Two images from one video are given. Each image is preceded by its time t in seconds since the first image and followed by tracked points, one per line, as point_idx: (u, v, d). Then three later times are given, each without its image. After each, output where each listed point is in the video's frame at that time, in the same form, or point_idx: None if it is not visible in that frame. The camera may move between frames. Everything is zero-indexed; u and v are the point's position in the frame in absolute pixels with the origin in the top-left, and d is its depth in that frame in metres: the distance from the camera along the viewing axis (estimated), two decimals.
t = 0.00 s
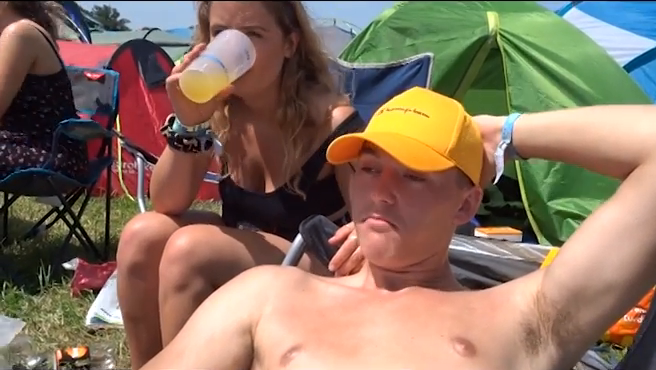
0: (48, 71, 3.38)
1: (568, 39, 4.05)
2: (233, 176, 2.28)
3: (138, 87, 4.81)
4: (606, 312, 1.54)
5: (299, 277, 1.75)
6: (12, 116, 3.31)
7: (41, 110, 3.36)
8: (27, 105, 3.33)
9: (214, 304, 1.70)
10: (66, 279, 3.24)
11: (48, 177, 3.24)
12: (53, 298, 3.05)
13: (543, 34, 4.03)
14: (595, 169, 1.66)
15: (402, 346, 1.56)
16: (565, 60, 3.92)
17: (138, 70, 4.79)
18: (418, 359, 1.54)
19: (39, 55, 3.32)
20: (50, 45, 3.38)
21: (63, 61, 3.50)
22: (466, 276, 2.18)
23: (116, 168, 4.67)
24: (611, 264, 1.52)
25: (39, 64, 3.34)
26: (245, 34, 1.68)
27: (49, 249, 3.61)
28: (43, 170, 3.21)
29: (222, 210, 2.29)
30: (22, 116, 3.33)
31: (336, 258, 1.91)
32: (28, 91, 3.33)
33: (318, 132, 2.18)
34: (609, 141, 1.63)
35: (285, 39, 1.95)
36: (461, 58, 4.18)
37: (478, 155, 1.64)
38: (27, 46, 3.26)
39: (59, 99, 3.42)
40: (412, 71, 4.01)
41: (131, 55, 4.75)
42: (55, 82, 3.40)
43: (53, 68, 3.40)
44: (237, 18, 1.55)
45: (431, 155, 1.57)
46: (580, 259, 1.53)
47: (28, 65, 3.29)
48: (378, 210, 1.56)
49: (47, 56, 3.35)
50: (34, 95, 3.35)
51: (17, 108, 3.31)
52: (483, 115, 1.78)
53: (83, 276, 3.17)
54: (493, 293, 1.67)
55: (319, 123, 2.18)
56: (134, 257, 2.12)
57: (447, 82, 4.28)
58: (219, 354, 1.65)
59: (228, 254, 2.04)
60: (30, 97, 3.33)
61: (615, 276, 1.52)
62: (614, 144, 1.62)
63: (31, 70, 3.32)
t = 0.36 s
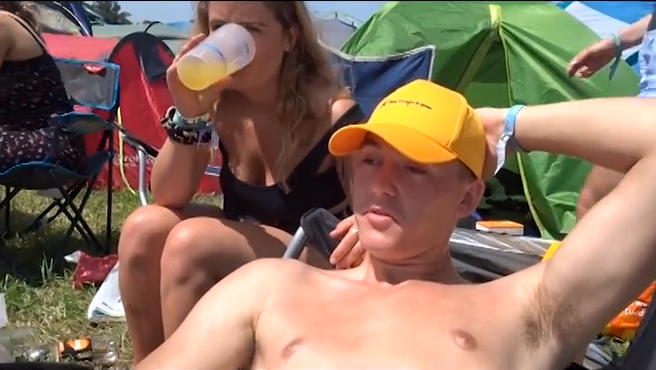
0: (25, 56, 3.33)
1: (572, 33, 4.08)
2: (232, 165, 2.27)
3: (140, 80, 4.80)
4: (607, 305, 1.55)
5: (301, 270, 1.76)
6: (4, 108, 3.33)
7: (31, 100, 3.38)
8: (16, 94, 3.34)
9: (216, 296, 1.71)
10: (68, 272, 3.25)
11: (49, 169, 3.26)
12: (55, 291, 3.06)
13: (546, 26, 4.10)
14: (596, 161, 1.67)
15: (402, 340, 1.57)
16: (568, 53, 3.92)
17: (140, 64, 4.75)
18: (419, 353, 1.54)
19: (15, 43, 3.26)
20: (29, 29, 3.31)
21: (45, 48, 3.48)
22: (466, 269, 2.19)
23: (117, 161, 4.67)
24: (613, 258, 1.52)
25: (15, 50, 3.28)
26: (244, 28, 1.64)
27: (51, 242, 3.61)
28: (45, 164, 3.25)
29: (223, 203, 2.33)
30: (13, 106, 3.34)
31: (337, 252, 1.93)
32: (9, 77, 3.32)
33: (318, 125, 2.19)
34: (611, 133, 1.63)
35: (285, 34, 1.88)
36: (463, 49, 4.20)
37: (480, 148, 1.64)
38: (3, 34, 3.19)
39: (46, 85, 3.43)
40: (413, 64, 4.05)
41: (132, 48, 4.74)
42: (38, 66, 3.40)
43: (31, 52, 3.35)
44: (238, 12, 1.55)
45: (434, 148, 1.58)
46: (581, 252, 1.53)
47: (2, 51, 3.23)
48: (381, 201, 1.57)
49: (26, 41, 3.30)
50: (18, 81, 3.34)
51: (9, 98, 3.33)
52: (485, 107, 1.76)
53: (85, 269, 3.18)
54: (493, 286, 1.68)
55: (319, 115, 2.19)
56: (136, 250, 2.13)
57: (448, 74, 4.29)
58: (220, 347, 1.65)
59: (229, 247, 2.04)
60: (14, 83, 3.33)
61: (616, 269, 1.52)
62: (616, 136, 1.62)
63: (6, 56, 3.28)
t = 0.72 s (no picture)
0: (31, 50, 3.37)
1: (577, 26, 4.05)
2: (234, 160, 2.28)
3: (141, 71, 4.79)
4: (609, 298, 1.55)
5: (303, 263, 1.77)
6: (9, 101, 3.37)
7: (35, 93, 3.40)
8: (21, 86, 3.36)
9: (218, 288, 1.71)
10: (70, 264, 3.26)
11: (51, 162, 3.24)
12: (58, 283, 3.07)
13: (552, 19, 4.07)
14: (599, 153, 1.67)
15: (403, 332, 1.58)
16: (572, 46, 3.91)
17: (140, 55, 4.72)
18: (420, 346, 1.55)
19: (19, 37, 3.30)
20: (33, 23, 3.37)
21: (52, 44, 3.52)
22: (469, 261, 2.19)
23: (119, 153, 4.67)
24: (615, 251, 1.52)
25: (19, 45, 3.32)
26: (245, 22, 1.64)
27: (53, 234, 3.62)
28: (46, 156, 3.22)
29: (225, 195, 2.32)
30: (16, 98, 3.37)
31: (339, 244, 1.92)
32: (13, 70, 3.34)
33: (317, 118, 2.18)
34: (615, 121, 1.63)
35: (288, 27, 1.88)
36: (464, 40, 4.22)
37: (483, 139, 1.64)
38: (6, 27, 3.24)
39: (50, 78, 3.44)
40: (415, 56, 4.01)
41: (132, 41, 4.66)
42: (43, 60, 3.41)
43: (37, 46, 3.39)
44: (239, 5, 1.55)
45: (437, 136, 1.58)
46: (582, 245, 1.54)
47: (5, 44, 3.27)
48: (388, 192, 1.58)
49: (30, 36, 3.34)
50: (23, 74, 3.36)
51: (12, 91, 3.35)
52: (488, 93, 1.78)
53: (87, 261, 3.19)
54: (494, 279, 1.68)
55: (320, 108, 2.18)
56: (138, 242, 2.13)
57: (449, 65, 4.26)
58: (222, 339, 1.66)
59: (231, 239, 2.05)
60: (18, 76, 3.35)
61: (618, 262, 1.52)
62: (619, 125, 1.62)
63: (9, 50, 3.31)
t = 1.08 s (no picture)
0: (44, 48, 3.39)
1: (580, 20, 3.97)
2: (236, 155, 2.26)
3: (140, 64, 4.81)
4: (610, 291, 1.56)
5: (304, 256, 1.77)
6: (13, 95, 3.36)
7: (41, 89, 3.40)
8: (28, 82, 3.37)
9: (219, 282, 1.72)
10: (71, 258, 3.26)
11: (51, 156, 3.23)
12: (59, 277, 3.08)
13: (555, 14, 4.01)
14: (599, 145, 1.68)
15: (404, 325, 1.58)
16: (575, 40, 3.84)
17: (140, 49, 4.75)
18: (421, 338, 1.56)
19: (32, 34, 3.31)
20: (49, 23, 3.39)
21: (63, 40, 3.53)
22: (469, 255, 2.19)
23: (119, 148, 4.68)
24: (617, 244, 1.53)
25: (30, 42, 3.33)
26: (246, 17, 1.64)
27: (54, 228, 3.63)
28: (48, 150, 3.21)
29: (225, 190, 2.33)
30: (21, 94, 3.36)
31: (340, 237, 1.93)
32: (22, 67, 3.35)
33: (318, 111, 2.21)
34: (613, 106, 1.61)
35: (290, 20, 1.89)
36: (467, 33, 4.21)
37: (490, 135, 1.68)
38: (21, 23, 3.25)
39: (58, 77, 3.46)
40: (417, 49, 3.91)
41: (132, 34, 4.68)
42: (54, 59, 3.43)
43: (49, 45, 3.40)
44: None
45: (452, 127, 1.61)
46: (582, 239, 1.54)
47: (17, 39, 3.28)
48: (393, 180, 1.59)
49: (42, 36, 3.35)
50: (31, 71, 3.38)
51: (19, 86, 3.35)
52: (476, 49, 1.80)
53: (88, 255, 3.19)
54: (495, 273, 1.69)
55: (321, 101, 2.21)
56: (139, 236, 2.14)
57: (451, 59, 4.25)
58: (224, 332, 1.67)
59: (232, 233, 2.05)
60: (27, 73, 3.36)
61: (619, 255, 1.53)
62: (619, 110, 1.60)
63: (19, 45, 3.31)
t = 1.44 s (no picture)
0: (62, 46, 3.37)
1: (579, 13, 3.94)
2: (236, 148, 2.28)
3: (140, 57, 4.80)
4: (609, 284, 1.56)
5: (303, 249, 1.78)
6: (23, 88, 3.33)
7: (53, 84, 3.38)
8: (41, 77, 3.35)
9: (219, 276, 1.73)
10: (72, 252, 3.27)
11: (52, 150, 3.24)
12: (60, 271, 3.08)
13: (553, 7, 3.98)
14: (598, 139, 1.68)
15: (404, 316, 1.59)
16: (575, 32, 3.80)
17: (140, 43, 4.74)
18: (421, 329, 1.56)
19: (53, 32, 3.30)
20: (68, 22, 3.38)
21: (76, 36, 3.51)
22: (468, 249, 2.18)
23: (120, 142, 4.68)
24: (617, 238, 1.52)
25: (52, 38, 3.32)
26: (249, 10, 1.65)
27: (55, 221, 3.64)
28: (47, 144, 3.21)
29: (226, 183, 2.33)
30: (29, 88, 3.34)
31: (339, 231, 1.93)
32: (39, 62, 3.32)
33: (320, 104, 2.21)
34: (610, 104, 1.60)
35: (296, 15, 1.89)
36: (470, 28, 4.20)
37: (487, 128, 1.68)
38: (44, 20, 3.22)
39: (71, 75, 3.44)
40: (417, 44, 3.94)
41: (132, 29, 4.69)
42: (69, 57, 3.41)
43: (66, 44, 3.38)
44: None
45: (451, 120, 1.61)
46: (581, 233, 1.54)
47: (38, 36, 3.24)
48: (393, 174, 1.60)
49: (62, 34, 3.35)
50: (46, 67, 3.35)
51: (31, 80, 3.33)
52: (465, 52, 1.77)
53: (89, 249, 3.20)
54: (494, 265, 1.70)
55: (322, 94, 2.21)
56: (139, 229, 2.14)
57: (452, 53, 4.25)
58: (223, 325, 1.67)
59: (232, 226, 2.06)
60: (43, 68, 3.34)
61: (619, 249, 1.52)
62: (615, 107, 1.59)
63: (40, 42, 3.29)
